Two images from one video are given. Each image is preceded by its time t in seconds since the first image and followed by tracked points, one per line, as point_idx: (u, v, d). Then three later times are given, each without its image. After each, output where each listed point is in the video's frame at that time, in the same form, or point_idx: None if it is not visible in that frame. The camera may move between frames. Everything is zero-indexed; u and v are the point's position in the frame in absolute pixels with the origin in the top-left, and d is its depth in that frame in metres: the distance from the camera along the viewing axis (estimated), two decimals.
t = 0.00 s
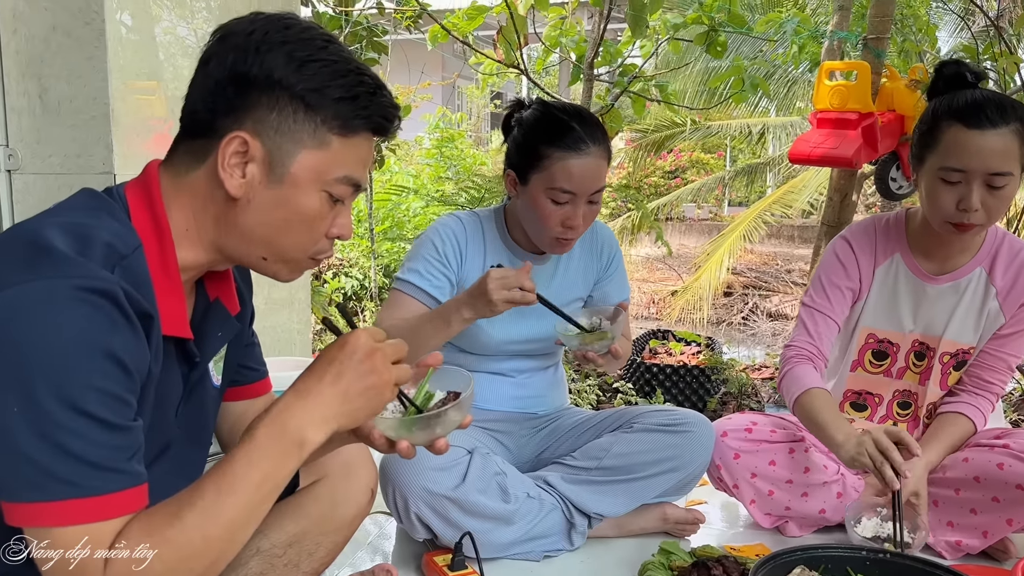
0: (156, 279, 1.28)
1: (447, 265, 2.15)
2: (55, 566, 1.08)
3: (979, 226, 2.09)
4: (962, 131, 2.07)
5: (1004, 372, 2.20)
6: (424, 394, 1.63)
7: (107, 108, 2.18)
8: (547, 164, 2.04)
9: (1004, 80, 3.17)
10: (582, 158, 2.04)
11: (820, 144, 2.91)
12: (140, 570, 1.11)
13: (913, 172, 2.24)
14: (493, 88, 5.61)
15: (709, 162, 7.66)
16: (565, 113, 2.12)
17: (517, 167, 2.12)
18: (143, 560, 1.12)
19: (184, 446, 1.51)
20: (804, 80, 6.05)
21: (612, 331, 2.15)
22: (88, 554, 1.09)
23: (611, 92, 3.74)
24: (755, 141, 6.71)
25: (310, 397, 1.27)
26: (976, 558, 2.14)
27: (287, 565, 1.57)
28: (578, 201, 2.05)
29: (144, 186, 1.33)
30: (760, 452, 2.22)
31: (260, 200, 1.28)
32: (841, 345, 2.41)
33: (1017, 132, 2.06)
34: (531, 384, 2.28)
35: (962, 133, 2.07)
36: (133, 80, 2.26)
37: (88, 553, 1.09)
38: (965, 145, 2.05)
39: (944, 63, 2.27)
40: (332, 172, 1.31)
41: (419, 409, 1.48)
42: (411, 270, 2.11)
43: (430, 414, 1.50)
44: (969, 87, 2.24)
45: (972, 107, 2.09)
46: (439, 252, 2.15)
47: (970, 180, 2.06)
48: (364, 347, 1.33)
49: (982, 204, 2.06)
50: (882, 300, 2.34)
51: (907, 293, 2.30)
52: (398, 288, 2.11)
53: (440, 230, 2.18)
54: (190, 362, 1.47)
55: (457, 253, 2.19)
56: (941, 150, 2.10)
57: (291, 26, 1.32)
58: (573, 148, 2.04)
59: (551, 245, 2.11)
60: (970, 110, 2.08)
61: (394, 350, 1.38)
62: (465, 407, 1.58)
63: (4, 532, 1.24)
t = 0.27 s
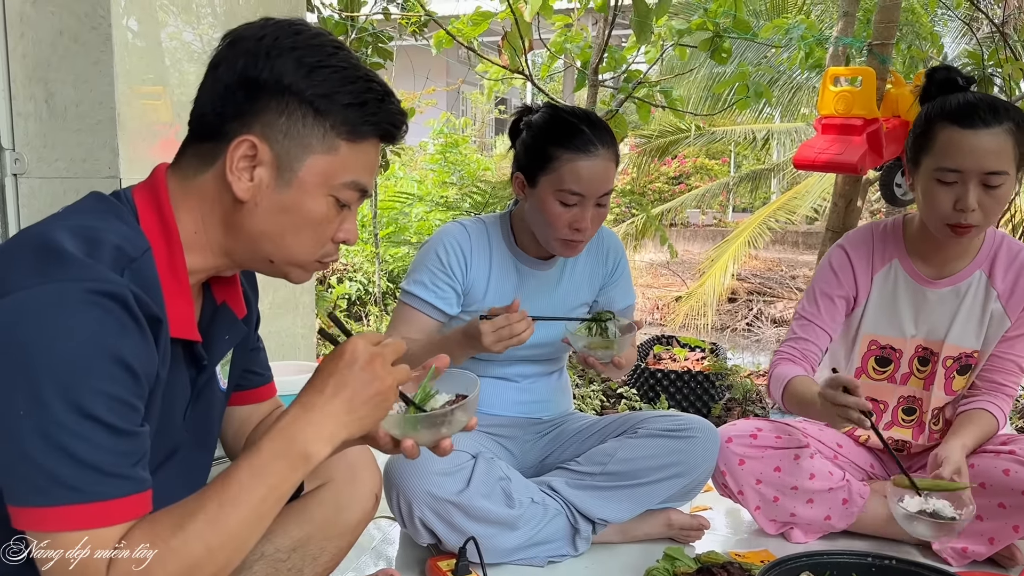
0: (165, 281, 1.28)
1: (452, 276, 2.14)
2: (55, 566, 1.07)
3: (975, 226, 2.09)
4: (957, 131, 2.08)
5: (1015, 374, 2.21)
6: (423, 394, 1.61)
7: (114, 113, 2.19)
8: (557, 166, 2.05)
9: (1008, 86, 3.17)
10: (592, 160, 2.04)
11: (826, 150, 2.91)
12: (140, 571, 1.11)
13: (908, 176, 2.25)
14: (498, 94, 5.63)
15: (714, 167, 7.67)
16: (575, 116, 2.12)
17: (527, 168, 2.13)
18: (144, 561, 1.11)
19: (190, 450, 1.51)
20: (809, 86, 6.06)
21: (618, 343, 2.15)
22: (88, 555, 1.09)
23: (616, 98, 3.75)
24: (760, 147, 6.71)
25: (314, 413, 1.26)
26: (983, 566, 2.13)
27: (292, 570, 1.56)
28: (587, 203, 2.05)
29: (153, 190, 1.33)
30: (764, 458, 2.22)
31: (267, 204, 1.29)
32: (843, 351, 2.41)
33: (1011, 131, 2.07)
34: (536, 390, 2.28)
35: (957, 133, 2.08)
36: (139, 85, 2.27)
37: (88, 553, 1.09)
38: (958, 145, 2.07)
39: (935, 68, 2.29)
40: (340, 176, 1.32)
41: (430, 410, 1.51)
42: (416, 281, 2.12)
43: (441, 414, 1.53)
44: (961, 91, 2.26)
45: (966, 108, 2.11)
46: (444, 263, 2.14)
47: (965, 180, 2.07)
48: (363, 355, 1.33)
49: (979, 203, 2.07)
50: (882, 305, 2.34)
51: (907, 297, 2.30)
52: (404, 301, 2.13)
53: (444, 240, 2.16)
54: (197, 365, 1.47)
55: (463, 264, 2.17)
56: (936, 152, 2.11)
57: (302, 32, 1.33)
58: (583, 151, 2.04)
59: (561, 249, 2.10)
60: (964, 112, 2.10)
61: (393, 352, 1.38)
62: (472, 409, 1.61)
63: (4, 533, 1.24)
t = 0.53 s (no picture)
0: (168, 281, 1.29)
1: (455, 281, 2.14)
2: (55, 566, 1.08)
3: (971, 226, 2.09)
4: (948, 130, 2.09)
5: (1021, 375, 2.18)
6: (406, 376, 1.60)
7: (117, 115, 2.19)
8: (562, 168, 2.05)
9: (1012, 90, 3.17)
10: (596, 162, 2.04)
11: (829, 154, 2.91)
12: (140, 570, 1.11)
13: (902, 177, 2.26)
14: (501, 98, 5.64)
15: (717, 172, 7.67)
16: (580, 118, 2.12)
17: (530, 169, 2.13)
18: (144, 560, 1.11)
19: (195, 452, 1.50)
20: (812, 90, 6.06)
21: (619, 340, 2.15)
22: (87, 554, 1.09)
23: (619, 102, 3.76)
24: (763, 151, 6.71)
25: (289, 402, 1.25)
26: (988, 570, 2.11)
27: (293, 572, 1.56)
28: (590, 205, 2.05)
29: (157, 190, 1.33)
30: (768, 461, 2.20)
31: (271, 204, 1.29)
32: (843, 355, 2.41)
33: (1003, 130, 2.08)
34: (538, 393, 2.27)
35: (948, 132, 2.09)
36: (142, 87, 2.28)
37: (88, 553, 1.09)
38: (950, 144, 2.08)
39: (928, 72, 2.29)
40: (344, 177, 1.32)
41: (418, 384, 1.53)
42: (419, 285, 2.12)
43: (428, 390, 1.55)
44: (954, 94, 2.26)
45: (958, 107, 2.12)
46: (447, 268, 2.13)
47: (959, 178, 2.07)
48: (326, 332, 1.31)
49: (974, 202, 2.06)
50: (880, 309, 2.34)
51: (905, 299, 2.31)
52: (407, 306, 2.12)
53: (447, 245, 2.15)
54: (200, 366, 1.47)
55: (465, 268, 2.16)
56: (929, 152, 2.12)
57: (307, 33, 1.33)
58: (587, 153, 2.04)
59: (563, 251, 2.10)
60: (956, 112, 2.11)
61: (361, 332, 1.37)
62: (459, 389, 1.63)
63: (4, 532, 1.24)
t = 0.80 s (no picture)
0: (170, 284, 1.29)
1: (456, 286, 2.14)
2: (55, 566, 1.08)
3: (964, 229, 2.09)
4: (941, 133, 2.10)
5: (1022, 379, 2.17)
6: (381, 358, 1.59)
7: (119, 118, 2.19)
8: (563, 173, 2.04)
9: (1012, 95, 3.17)
10: (596, 167, 2.04)
11: (830, 158, 2.90)
12: (140, 570, 1.11)
13: (896, 181, 2.26)
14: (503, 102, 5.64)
15: (718, 176, 7.67)
16: (581, 122, 2.12)
17: (531, 173, 2.13)
18: (144, 560, 1.11)
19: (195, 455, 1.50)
20: (813, 94, 6.07)
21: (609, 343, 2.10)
22: (87, 554, 1.09)
23: (620, 106, 3.76)
24: (764, 155, 6.72)
25: (272, 397, 1.25)
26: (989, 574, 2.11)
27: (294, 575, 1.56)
28: (590, 210, 2.05)
29: (160, 192, 1.33)
30: (769, 465, 2.20)
31: (272, 206, 1.29)
32: (841, 358, 2.40)
33: (995, 132, 2.07)
34: (538, 396, 2.27)
35: (941, 135, 2.10)
36: (144, 90, 2.28)
37: (89, 553, 1.09)
38: (942, 146, 2.08)
39: (921, 80, 2.29)
40: (347, 183, 1.33)
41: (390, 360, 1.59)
42: (419, 291, 2.12)
43: (399, 366, 1.60)
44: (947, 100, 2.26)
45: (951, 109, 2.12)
46: (448, 273, 2.14)
47: (952, 181, 2.07)
48: (305, 325, 1.33)
49: (966, 206, 2.07)
50: (876, 315, 2.35)
51: (902, 304, 2.32)
52: (408, 311, 2.12)
53: (448, 250, 2.16)
54: (201, 368, 1.47)
55: (466, 274, 2.16)
56: (922, 154, 2.12)
57: (317, 40, 1.35)
58: (588, 158, 2.04)
59: (562, 255, 2.11)
60: (949, 115, 2.11)
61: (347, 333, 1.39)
62: (433, 369, 1.68)
63: (4, 532, 1.24)
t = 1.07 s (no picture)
0: (171, 289, 1.29)
1: (456, 293, 2.14)
2: (55, 566, 1.09)
3: (958, 235, 2.10)
4: (935, 138, 2.10)
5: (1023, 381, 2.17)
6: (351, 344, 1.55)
7: (120, 121, 2.19)
8: (564, 184, 2.05)
9: (1012, 98, 3.18)
10: (600, 181, 2.04)
11: (830, 161, 2.91)
12: (139, 571, 1.11)
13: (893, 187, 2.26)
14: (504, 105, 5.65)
15: (719, 180, 7.67)
16: (588, 133, 2.12)
17: (534, 180, 2.13)
18: (144, 561, 1.11)
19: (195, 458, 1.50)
20: (813, 98, 6.08)
21: (596, 310, 2.05)
22: (87, 555, 1.10)
23: (620, 109, 3.76)
24: (765, 158, 6.72)
25: (255, 392, 1.21)
26: None
27: None
28: (591, 223, 2.04)
29: (163, 198, 1.34)
30: (770, 468, 2.20)
31: (275, 215, 1.30)
32: (841, 361, 2.41)
33: (989, 136, 2.08)
34: (539, 400, 2.27)
35: (935, 139, 2.10)
36: (145, 93, 2.28)
37: (88, 553, 1.10)
38: (936, 151, 2.09)
39: (918, 83, 2.30)
40: (351, 195, 1.33)
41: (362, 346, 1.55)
42: (419, 299, 2.12)
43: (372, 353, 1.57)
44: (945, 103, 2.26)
45: (946, 114, 2.12)
46: (447, 281, 2.14)
47: (947, 185, 2.07)
48: (283, 316, 1.28)
49: (961, 210, 2.07)
50: (875, 319, 2.34)
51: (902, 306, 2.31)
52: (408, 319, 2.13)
53: (447, 257, 2.16)
54: (200, 374, 1.48)
55: (466, 282, 2.17)
56: (918, 158, 2.12)
57: (327, 50, 1.37)
58: (590, 171, 2.04)
59: (562, 265, 2.11)
60: (943, 119, 2.11)
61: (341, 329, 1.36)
62: (409, 356, 1.64)
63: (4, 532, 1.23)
